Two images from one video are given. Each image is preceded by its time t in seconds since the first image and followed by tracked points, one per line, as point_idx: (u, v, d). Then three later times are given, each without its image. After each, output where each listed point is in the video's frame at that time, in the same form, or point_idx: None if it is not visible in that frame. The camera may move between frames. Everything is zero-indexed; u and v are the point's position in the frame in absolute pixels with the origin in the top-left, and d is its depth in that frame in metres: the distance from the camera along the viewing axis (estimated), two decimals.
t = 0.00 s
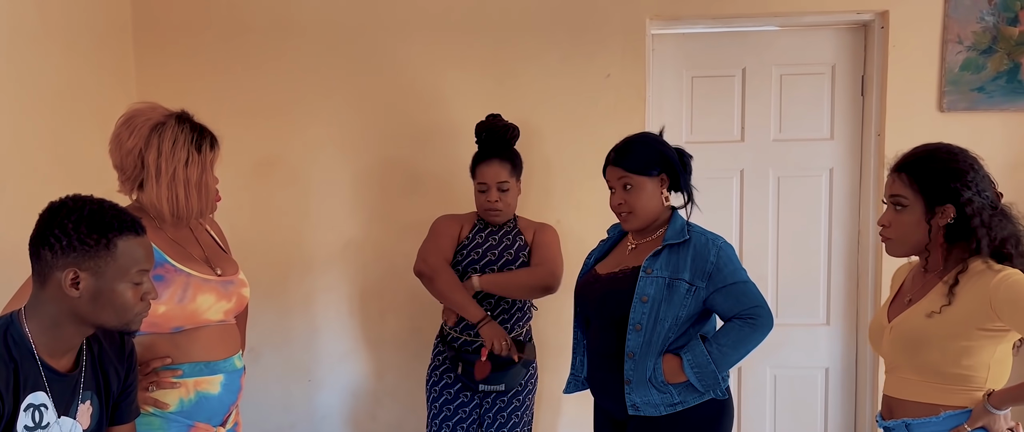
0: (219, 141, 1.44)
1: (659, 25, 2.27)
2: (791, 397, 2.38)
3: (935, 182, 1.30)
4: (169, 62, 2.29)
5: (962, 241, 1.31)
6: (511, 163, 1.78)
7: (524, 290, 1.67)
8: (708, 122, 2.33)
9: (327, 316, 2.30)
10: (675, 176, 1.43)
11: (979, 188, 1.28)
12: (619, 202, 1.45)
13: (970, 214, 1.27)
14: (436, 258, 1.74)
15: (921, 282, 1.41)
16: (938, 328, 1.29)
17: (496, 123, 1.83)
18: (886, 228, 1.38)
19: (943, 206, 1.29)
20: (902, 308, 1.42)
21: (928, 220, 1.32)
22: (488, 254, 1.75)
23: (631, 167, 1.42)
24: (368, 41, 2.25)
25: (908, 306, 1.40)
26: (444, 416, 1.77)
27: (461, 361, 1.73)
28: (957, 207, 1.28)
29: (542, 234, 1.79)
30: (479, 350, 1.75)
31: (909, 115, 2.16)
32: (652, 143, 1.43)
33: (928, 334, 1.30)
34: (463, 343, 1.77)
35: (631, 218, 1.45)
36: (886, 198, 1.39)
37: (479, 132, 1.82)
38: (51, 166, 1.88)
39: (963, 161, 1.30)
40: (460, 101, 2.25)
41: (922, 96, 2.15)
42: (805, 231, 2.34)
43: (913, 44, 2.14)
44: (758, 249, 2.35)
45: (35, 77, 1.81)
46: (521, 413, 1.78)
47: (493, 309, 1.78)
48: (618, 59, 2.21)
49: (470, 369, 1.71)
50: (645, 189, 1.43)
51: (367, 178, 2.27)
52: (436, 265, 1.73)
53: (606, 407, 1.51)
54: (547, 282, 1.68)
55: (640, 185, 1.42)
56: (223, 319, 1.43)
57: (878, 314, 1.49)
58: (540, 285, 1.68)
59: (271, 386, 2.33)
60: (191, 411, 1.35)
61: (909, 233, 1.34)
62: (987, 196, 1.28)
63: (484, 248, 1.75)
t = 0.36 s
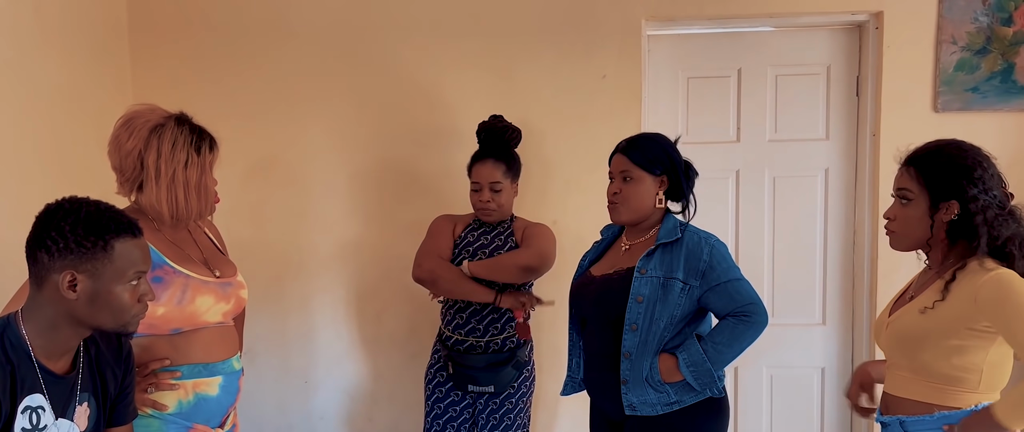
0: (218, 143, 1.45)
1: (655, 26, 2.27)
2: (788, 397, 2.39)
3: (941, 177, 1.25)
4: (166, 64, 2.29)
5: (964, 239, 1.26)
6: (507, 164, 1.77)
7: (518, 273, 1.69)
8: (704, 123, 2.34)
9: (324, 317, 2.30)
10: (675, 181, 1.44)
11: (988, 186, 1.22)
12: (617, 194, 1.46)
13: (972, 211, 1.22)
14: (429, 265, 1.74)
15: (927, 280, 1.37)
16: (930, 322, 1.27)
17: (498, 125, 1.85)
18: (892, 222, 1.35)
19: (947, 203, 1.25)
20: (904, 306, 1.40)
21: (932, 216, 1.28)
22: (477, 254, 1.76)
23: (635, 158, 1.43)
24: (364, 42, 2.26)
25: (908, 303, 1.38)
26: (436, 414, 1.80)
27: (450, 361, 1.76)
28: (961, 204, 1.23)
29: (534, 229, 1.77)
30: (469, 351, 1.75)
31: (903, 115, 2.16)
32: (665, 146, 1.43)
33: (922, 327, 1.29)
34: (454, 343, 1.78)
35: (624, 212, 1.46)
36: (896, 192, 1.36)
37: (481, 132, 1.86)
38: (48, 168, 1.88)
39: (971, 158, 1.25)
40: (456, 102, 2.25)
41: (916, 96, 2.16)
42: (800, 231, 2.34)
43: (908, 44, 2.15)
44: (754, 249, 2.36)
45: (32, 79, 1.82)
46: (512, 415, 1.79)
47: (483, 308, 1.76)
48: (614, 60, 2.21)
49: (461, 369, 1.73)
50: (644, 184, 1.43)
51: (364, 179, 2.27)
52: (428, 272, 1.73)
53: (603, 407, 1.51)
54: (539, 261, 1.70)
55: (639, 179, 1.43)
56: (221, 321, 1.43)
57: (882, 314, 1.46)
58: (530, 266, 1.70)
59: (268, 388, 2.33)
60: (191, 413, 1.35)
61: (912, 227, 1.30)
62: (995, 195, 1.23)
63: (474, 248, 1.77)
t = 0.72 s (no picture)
0: (216, 143, 1.45)
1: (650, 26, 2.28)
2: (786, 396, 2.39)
3: (941, 173, 1.23)
4: (162, 65, 2.29)
5: (963, 235, 1.24)
6: (489, 166, 1.82)
7: (505, 292, 1.74)
8: (700, 123, 2.34)
9: (322, 318, 2.31)
10: (670, 180, 1.43)
11: (986, 183, 1.21)
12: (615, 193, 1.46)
13: (973, 207, 1.20)
14: (413, 282, 1.78)
15: (917, 276, 1.34)
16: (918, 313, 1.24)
17: (479, 123, 1.89)
18: (890, 219, 1.31)
19: (946, 199, 1.23)
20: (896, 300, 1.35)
21: (931, 213, 1.25)
22: (462, 256, 1.81)
23: (631, 158, 1.44)
24: (361, 43, 2.26)
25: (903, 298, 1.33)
26: (435, 419, 1.80)
27: (446, 365, 1.77)
28: (960, 200, 1.21)
29: (518, 235, 1.84)
30: (465, 352, 1.78)
31: (899, 113, 2.17)
32: (662, 147, 1.43)
33: (910, 317, 1.25)
34: (447, 346, 1.80)
35: (621, 210, 1.46)
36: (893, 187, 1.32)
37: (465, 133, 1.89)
38: (44, 169, 1.88)
39: (971, 155, 1.23)
40: (453, 103, 2.25)
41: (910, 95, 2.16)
42: (798, 230, 2.35)
43: (903, 44, 2.16)
44: (751, 248, 2.36)
45: (29, 79, 1.82)
46: (511, 412, 1.82)
47: (475, 309, 1.78)
48: (610, 59, 2.21)
49: (459, 371, 1.75)
50: (639, 182, 1.43)
51: (361, 180, 2.28)
52: (413, 290, 1.77)
53: (598, 405, 1.51)
54: (528, 283, 1.76)
55: (634, 177, 1.44)
56: (218, 322, 1.42)
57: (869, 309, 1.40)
58: (519, 288, 1.75)
59: (267, 390, 2.33)
60: (188, 413, 1.34)
61: (912, 225, 1.27)
62: (993, 192, 1.21)
63: (458, 251, 1.81)
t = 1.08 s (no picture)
0: (217, 144, 1.45)
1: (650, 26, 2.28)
2: (785, 395, 2.40)
3: (912, 172, 1.26)
4: (162, 66, 2.29)
5: (931, 231, 1.28)
6: (467, 166, 1.85)
7: (490, 290, 1.78)
8: (700, 123, 2.35)
9: (322, 318, 2.31)
10: (660, 184, 1.44)
11: (952, 181, 1.25)
12: (607, 192, 1.47)
13: (942, 206, 1.24)
14: (395, 282, 1.77)
15: (885, 271, 1.36)
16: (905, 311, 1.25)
17: (455, 124, 1.89)
18: (860, 215, 1.34)
19: (915, 196, 1.26)
20: (866, 296, 1.35)
21: (901, 210, 1.28)
22: (442, 255, 1.82)
23: (628, 158, 1.44)
24: (360, 44, 2.26)
25: (875, 295, 1.33)
26: (421, 418, 1.80)
27: (431, 363, 1.77)
28: (929, 198, 1.25)
29: (496, 232, 1.88)
30: (449, 350, 1.79)
31: (898, 112, 2.17)
32: (658, 149, 1.43)
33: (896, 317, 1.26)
34: (430, 345, 1.80)
35: (610, 208, 1.47)
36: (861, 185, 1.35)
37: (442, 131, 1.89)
38: (45, 169, 1.88)
39: (938, 154, 1.27)
40: (452, 103, 2.25)
41: (909, 94, 2.17)
42: (798, 229, 2.35)
43: (902, 43, 2.16)
44: (751, 248, 2.36)
45: (30, 80, 1.82)
46: (496, 410, 1.84)
47: (456, 307, 1.80)
48: (610, 59, 2.22)
49: (444, 368, 1.76)
50: (628, 182, 1.44)
51: (360, 180, 2.28)
52: (395, 290, 1.77)
53: (598, 404, 1.51)
54: (509, 279, 1.80)
55: (626, 177, 1.44)
56: (218, 322, 1.43)
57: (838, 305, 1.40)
58: (502, 284, 1.79)
59: (268, 391, 2.33)
60: (189, 413, 1.35)
61: (883, 222, 1.30)
62: (959, 190, 1.26)
63: (438, 249, 1.83)
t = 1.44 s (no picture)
0: (217, 143, 1.46)
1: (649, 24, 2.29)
2: (785, 392, 2.40)
3: (880, 171, 1.28)
4: (164, 66, 2.30)
5: (897, 229, 1.29)
6: (453, 168, 1.86)
7: (472, 292, 1.80)
8: (700, 121, 2.35)
9: (323, 316, 2.32)
10: (653, 185, 1.45)
11: (919, 182, 1.27)
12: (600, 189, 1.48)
13: (908, 206, 1.26)
14: (380, 283, 1.78)
15: (856, 271, 1.36)
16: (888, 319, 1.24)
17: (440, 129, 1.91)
18: (827, 212, 1.34)
19: (883, 195, 1.28)
20: (841, 302, 1.35)
21: (870, 208, 1.29)
22: (427, 256, 1.84)
23: (623, 157, 1.45)
24: (361, 43, 2.27)
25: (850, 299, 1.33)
26: (408, 415, 1.81)
27: (413, 360, 1.79)
28: (896, 198, 1.27)
29: (481, 235, 1.90)
30: (431, 347, 1.80)
31: (898, 110, 2.18)
32: (655, 149, 1.44)
33: (878, 326, 1.25)
34: (412, 342, 1.82)
35: (603, 205, 1.49)
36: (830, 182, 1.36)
37: (426, 135, 1.91)
38: (48, 169, 1.90)
39: (906, 155, 1.29)
40: (453, 102, 2.26)
41: (908, 92, 2.17)
42: (797, 227, 2.35)
43: (901, 41, 2.17)
44: (750, 246, 2.37)
45: (33, 79, 1.84)
46: (483, 404, 1.84)
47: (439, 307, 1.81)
48: (610, 58, 2.23)
49: (424, 364, 1.77)
50: (621, 180, 1.46)
51: (361, 179, 2.29)
52: (379, 291, 1.78)
53: (595, 400, 1.52)
54: (492, 282, 1.83)
55: (618, 175, 1.46)
56: (219, 320, 1.44)
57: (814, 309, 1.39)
58: (484, 286, 1.82)
59: (268, 389, 2.34)
60: (191, 410, 1.36)
61: (851, 220, 1.31)
62: (925, 192, 1.28)
63: (423, 250, 1.84)
